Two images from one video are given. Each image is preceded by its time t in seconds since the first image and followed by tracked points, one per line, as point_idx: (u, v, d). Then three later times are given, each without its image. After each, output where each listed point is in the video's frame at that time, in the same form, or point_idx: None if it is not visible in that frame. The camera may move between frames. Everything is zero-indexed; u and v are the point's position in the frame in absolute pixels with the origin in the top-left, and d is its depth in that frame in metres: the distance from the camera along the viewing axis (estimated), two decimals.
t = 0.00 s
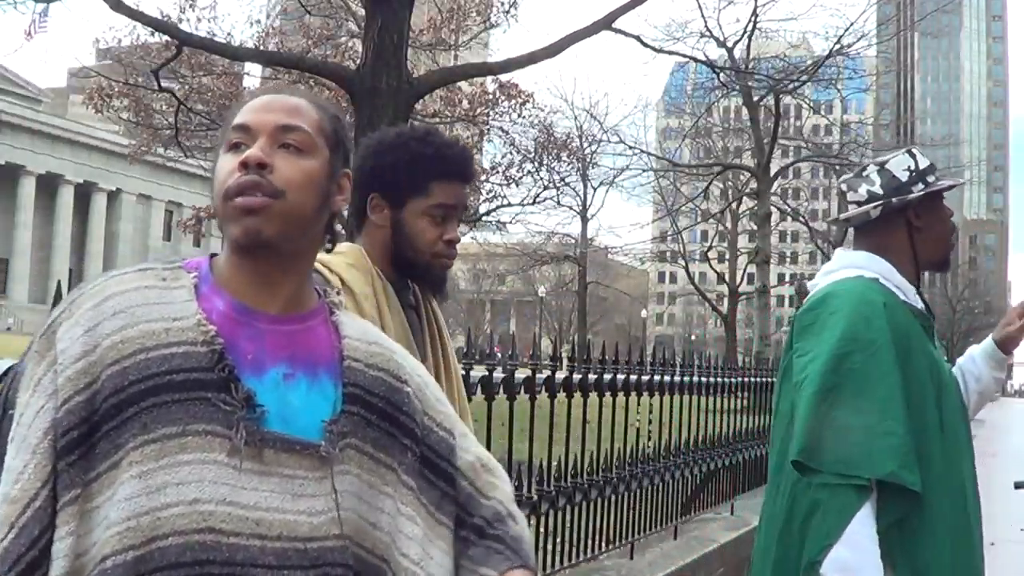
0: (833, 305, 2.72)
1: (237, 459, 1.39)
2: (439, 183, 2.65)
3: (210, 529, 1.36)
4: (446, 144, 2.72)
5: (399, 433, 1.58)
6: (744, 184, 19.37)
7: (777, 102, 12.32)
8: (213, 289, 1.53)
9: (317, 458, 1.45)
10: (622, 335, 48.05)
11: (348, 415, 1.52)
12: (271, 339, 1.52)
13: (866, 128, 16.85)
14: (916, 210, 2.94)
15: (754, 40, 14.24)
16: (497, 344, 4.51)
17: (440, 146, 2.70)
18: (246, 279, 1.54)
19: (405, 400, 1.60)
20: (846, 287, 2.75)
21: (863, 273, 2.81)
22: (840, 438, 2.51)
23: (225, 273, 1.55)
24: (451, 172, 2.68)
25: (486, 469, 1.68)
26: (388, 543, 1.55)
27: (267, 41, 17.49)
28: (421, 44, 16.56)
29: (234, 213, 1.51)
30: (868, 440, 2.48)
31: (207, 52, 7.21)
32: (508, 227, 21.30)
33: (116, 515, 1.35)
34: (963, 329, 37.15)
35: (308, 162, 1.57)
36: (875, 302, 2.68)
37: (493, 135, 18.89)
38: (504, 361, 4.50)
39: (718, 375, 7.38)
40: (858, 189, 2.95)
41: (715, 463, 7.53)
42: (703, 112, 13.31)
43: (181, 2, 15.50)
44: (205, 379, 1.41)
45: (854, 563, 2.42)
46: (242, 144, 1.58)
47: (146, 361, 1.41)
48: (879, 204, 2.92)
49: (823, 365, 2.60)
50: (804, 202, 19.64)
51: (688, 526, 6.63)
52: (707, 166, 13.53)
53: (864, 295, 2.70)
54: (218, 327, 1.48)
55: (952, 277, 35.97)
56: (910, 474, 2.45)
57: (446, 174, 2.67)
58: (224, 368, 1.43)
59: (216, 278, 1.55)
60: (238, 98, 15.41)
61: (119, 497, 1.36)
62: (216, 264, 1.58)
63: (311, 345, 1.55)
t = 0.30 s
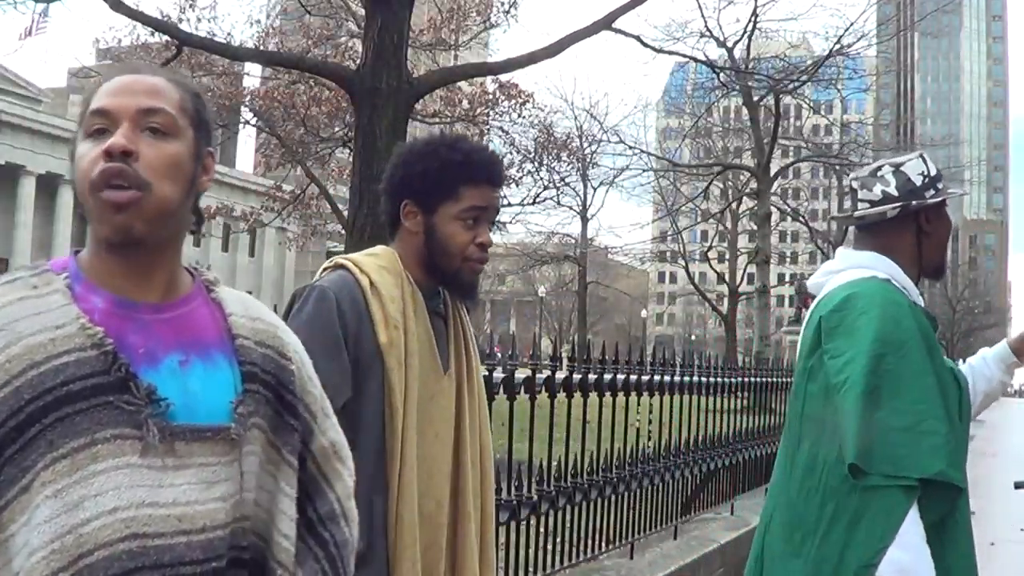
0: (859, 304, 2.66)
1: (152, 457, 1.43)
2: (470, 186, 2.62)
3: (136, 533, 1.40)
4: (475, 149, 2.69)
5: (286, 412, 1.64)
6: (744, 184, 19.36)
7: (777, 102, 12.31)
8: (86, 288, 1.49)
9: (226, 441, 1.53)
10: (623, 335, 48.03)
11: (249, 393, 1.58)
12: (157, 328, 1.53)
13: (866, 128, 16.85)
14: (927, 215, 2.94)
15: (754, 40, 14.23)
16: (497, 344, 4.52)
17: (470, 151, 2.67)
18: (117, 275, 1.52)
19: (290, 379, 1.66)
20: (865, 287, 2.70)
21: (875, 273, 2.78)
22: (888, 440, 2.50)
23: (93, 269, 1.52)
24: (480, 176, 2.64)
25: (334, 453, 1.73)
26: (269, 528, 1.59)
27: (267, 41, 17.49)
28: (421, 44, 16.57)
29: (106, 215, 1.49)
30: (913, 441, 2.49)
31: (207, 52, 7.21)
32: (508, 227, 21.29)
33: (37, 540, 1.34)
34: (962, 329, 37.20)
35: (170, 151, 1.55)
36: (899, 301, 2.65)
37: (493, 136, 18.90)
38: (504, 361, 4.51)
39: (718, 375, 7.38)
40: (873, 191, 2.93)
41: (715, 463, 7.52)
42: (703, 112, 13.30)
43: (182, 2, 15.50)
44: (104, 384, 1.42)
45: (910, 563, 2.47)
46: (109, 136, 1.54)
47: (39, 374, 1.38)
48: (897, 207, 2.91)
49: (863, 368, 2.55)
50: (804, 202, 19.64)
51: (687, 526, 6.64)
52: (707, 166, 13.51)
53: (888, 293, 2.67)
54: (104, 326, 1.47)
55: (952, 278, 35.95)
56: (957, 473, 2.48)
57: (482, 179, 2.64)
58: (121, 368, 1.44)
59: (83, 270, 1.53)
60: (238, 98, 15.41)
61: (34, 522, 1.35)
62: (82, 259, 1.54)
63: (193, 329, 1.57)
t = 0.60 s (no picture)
0: (865, 308, 2.68)
1: (76, 458, 1.35)
2: (474, 180, 2.59)
3: (65, 537, 1.32)
4: (480, 145, 2.65)
5: (209, 404, 1.54)
6: (745, 184, 19.38)
7: (778, 101, 12.33)
8: None
9: (151, 436, 1.43)
10: (625, 336, 48.12)
11: (172, 385, 1.49)
12: (78, 325, 1.45)
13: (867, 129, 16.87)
14: (928, 213, 2.95)
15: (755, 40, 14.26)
16: (498, 344, 4.52)
17: (472, 146, 2.64)
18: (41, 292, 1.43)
19: (210, 368, 1.56)
20: (872, 289, 2.72)
21: (881, 274, 2.80)
22: (905, 442, 2.52)
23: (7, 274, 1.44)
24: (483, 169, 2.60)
25: (251, 450, 1.62)
26: (201, 522, 1.50)
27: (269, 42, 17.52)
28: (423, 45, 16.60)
29: (47, 253, 1.40)
30: (927, 440, 2.50)
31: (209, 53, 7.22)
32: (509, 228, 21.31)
33: None
34: (964, 329, 37.26)
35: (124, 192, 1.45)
36: (906, 305, 2.66)
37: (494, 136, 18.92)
38: (506, 360, 4.51)
39: (720, 374, 7.37)
40: (880, 189, 2.94)
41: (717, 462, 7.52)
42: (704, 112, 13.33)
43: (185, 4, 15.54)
44: (24, 384, 1.34)
45: (942, 560, 2.49)
46: (67, 168, 1.41)
47: None
48: (904, 205, 2.91)
49: (876, 371, 2.57)
50: (805, 202, 19.66)
51: (689, 525, 6.63)
52: (708, 166, 13.52)
53: (896, 297, 2.69)
54: (22, 328, 1.39)
55: (953, 277, 35.95)
56: (971, 470, 2.50)
57: (484, 172, 2.60)
58: (42, 368, 1.36)
59: None
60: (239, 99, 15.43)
61: None
62: None
63: (113, 323, 1.48)
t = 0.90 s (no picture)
0: (861, 306, 2.67)
1: (48, 477, 1.26)
2: (451, 187, 2.52)
3: (41, 560, 1.25)
4: (470, 150, 2.56)
5: (186, 409, 1.50)
6: (739, 184, 19.36)
7: (772, 101, 12.30)
8: None
9: (129, 449, 1.36)
10: (618, 336, 48.19)
11: (148, 393, 1.42)
12: (49, 330, 1.36)
13: (861, 129, 16.87)
14: (929, 216, 2.92)
15: (750, 40, 14.24)
16: (493, 344, 4.49)
17: (459, 148, 2.56)
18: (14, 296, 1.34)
19: (187, 371, 1.51)
20: (870, 288, 2.70)
21: (879, 274, 2.78)
22: (895, 442, 2.51)
23: None
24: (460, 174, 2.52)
25: (223, 456, 1.57)
26: (181, 532, 1.47)
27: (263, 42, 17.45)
28: (418, 45, 16.56)
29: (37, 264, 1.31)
30: (920, 441, 2.49)
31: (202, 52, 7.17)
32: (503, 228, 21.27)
33: None
34: (957, 330, 37.37)
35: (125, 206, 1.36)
36: (903, 304, 2.64)
37: (489, 136, 18.89)
38: (500, 361, 4.49)
39: (713, 375, 7.35)
40: (880, 190, 2.91)
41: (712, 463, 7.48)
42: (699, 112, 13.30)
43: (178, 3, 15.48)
44: None
45: (918, 564, 2.46)
46: (68, 175, 1.32)
47: None
48: (905, 206, 2.88)
49: (873, 369, 2.55)
50: (800, 202, 19.66)
51: (684, 526, 6.60)
52: (702, 166, 13.49)
53: (892, 298, 2.65)
54: None
55: (947, 276, 35.97)
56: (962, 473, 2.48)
57: (467, 176, 2.53)
58: (13, 381, 1.26)
59: None
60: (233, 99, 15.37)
61: None
62: None
63: (90, 329, 1.40)
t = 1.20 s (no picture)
0: (844, 310, 2.68)
1: (147, 521, 1.26)
2: (455, 194, 2.54)
3: None
4: (469, 154, 2.58)
5: (243, 458, 1.56)
6: (739, 184, 19.36)
7: (772, 101, 12.29)
8: (79, 315, 1.30)
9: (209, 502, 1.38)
10: (618, 335, 48.19)
11: (217, 444, 1.47)
12: (146, 368, 1.38)
13: (861, 129, 16.86)
14: (919, 216, 2.92)
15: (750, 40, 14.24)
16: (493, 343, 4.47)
17: (464, 154, 2.58)
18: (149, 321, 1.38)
19: (245, 421, 1.58)
20: (854, 291, 2.71)
21: (870, 277, 2.78)
22: (871, 443, 2.50)
23: (119, 302, 1.34)
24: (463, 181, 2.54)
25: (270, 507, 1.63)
26: None
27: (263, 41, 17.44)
28: (417, 44, 16.56)
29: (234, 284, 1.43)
30: (900, 442, 2.48)
31: (202, 50, 7.17)
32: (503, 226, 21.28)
33: None
34: (956, 330, 37.36)
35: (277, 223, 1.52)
36: (885, 307, 2.64)
37: (489, 135, 18.89)
38: (500, 361, 4.48)
39: (713, 374, 7.36)
40: (868, 195, 2.92)
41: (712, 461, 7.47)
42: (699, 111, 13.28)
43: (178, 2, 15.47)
44: (108, 435, 1.24)
45: (903, 563, 2.44)
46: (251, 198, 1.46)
47: (47, 423, 1.19)
48: (890, 206, 2.89)
49: (847, 372, 2.56)
50: (800, 202, 19.66)
51: (684, 526, 6.61)
52: (702, 166, 13.48)
53: (874, 301, 2.66)
54: (97, 361, 1.29)
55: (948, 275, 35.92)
56: (944, 475, 2.46)
57: (466, 184, 2.54)
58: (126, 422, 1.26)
59: (64, 280, 1.32)
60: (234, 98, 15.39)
61: None
62: (61, 270, 1.33)
63: (168, 371, 1.43)
